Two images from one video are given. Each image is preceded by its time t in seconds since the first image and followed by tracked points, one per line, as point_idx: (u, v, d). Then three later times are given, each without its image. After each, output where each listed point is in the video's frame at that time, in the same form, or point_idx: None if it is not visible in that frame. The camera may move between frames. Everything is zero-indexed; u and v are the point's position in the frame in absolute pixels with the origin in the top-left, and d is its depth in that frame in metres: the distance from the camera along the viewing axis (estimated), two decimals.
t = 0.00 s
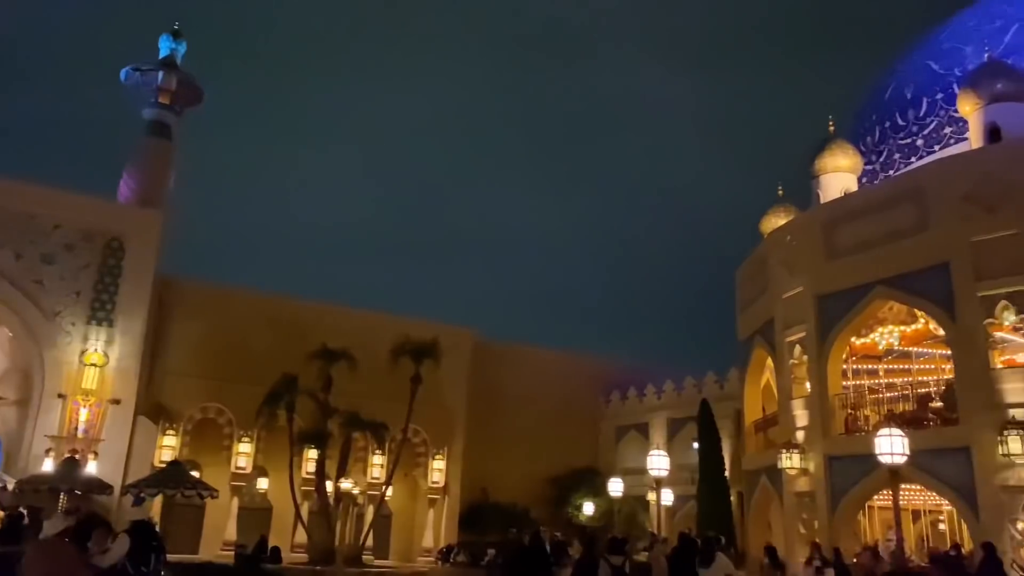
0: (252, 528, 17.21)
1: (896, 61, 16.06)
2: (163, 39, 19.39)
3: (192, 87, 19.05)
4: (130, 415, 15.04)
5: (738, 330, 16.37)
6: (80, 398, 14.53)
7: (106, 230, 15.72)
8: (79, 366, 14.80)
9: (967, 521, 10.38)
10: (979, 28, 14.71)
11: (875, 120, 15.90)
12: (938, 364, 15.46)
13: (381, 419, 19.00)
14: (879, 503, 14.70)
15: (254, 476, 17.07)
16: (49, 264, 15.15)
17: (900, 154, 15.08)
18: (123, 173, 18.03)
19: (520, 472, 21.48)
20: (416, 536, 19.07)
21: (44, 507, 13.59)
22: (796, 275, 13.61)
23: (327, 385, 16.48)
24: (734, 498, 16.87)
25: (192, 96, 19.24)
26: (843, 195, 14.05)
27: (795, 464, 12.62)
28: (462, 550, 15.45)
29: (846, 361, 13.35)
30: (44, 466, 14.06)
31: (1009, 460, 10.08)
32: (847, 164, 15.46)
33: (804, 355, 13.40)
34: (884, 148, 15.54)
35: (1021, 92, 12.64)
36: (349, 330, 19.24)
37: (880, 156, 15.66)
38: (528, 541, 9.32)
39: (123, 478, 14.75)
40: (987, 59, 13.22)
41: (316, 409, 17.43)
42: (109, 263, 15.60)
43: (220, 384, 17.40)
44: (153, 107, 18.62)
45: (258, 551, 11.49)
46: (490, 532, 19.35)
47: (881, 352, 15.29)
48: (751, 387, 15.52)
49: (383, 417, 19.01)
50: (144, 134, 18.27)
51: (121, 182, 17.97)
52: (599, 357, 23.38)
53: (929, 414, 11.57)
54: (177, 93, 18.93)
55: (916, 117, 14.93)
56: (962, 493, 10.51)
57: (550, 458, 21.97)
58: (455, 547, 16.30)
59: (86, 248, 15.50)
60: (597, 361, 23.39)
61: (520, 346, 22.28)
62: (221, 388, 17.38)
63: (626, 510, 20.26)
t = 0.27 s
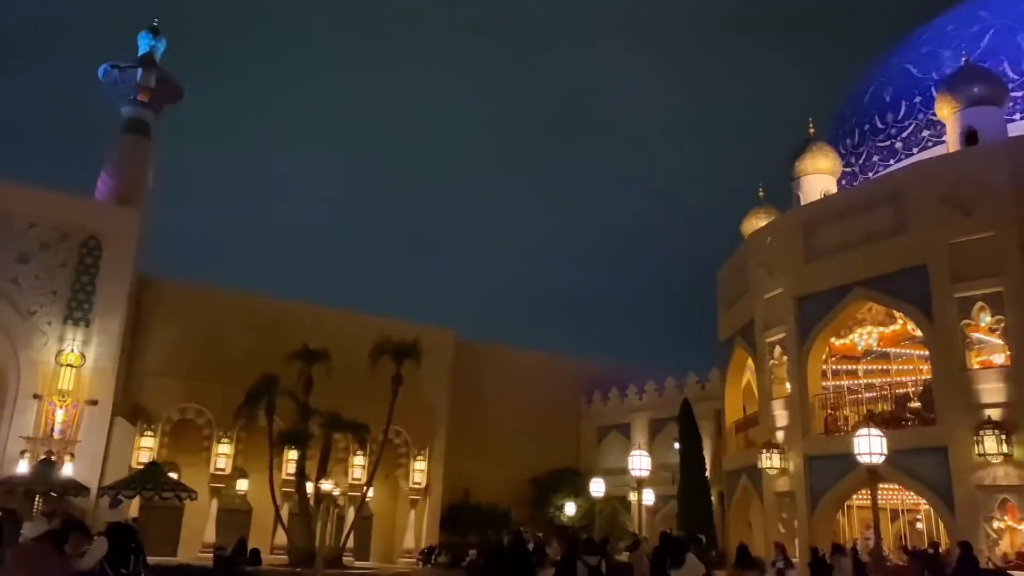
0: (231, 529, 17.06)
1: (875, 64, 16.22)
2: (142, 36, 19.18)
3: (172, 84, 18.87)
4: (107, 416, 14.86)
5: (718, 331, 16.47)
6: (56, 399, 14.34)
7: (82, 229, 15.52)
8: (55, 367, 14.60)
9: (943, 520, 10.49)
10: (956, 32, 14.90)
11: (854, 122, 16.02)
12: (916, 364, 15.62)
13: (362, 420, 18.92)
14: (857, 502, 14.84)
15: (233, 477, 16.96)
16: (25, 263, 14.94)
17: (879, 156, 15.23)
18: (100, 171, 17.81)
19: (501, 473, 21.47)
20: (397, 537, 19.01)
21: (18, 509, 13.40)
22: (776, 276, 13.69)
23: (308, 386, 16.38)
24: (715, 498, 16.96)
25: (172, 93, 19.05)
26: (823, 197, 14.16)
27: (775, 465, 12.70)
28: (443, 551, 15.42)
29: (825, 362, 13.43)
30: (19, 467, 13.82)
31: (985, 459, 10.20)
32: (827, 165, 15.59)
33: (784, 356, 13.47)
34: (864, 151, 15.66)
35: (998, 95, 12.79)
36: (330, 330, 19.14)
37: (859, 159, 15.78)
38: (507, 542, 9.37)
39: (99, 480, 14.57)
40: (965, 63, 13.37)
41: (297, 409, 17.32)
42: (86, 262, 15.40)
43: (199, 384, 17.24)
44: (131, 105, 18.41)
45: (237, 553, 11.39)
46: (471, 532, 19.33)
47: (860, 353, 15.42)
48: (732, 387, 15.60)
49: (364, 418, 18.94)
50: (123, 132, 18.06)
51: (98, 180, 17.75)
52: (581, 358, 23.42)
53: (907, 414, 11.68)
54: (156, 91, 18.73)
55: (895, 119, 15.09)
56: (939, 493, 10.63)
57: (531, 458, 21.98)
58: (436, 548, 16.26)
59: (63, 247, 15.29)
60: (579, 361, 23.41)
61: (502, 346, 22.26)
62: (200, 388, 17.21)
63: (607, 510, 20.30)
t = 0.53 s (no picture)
0: (220, 531, 16.99)
1: (863, 66, 16.33)
2: (130, 36, 19.09)
3: (160, 85, 18.79)
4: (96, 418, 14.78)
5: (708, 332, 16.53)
6: (44, 401, 14.26)
7: (70, 230, 15.43)
8: (43, 368, 14.52)
9: (931, 519, 10.56)
10: (943, 35, 15.03)
11: (842, 124, 16.11)
12: (904, 364, 15.73)
13: (352, 421, 18.88)
14: (846, 501, 14.92)
15: (223, 479, 16.93)
16: (12, 264, 14.85)
17: (867, 157, 15.31)
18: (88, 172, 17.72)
19: (492, 474, 21.47)
20: (388, 538, 18.98)
21: (5, 512, 13.31)
22: (765, 277, 13.76)
23: (298, 387, 16.34)
24: (705, 498, 17.02)
25: (160, 94, 18.98)
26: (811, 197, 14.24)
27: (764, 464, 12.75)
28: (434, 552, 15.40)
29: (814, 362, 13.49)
30: (6, 470, 13.76)
31: (973, 458, 10.27)
32: (815, 166, 15.69)
33: (773, 356, 13.50)
34: (851, 152, 15.74)
35: (984, 97, 12.89)
36: (320, 331, 19.10)
37: (847, 160, 15.85)
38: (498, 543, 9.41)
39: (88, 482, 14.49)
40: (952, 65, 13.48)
41: (287, 411, 17.27)
42: (74, 263, 15.32)
43: (187, 386, 17.17)
44: (120, 106, 18.33)
45: (227, 554, 11.35)
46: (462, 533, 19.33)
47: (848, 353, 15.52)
48: (721, 387, 15.66)
49: (354, 419, 18.90)
50: (111, 132, 17.97)
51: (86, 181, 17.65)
52: (571, 359, 23.46)
53: (896, 413, 11.77)
54: (145, 92, 18.65)
55: (883, 121, 15.18)
56: (927, 492, 10.70)
57: (522, 459, 21.98)
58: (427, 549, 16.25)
59: (50, 248, 15.21)
60: (569, 362, 23.44)
61: (492, 347, 22.27)
62: (190, 390, 17.14)
63: (598, 510, 20.34)
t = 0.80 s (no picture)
0: (221, 534, 16.98)
1: (860, 66, 16.34)
2: (128, 39, 19.10)
3: (159, 87, 18.79)
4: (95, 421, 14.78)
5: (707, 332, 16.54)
6: (44, 404, 14.25)
7: (69, 233, 15.44)
8: (42, 372, 14.52)
9: (932, 518, 10.56)
10: (941, 34, 15.04)
11: (840, 124, 16.12)
12: (904, 363, 15.73)
13: (352, 423, 18.88)
14: (847, 501, 14.92)
15: (223, 481, 16.93)
16: (11, 268, 14.85)
17: (866, 157, 15.32)
18: (87, 175, 17.71)
19: (492, 475, 21.46)
20: (389, 540, 18.97)
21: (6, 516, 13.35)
22: (764, 277, 13.76)
23: (297, 389, 16.33)
24: (705, 498, 17.02)
25: (159, 96, 18.98)
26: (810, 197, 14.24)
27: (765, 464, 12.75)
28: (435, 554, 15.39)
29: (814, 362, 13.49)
30: (6, 474, 13.77)
31: (973, 457, 10.28)
32: (815, 166, 15.69)
33: (772, 356, 13.51)
34: (850, 152, 15.73)
35: (982, 96, 12.90)
36: (320, 333, 19.10)
37: (846, 160, 15.85)
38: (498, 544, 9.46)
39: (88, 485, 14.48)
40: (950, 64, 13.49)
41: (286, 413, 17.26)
42: (73, 266, 15.32)
43: (187, 388, 17.16)
44: (118, 109, 18.33)
45: (226, 557, 11.35)
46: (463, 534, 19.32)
47: (848, 352, 15.53)
48: (721, 387, 15.64)
49: (354, 421, 18.89)
50: (109, 135, 17.97)
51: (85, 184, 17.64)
52: (571, 360, 23.45)
53: (895, 412, 11.77)
54: (143, 94, 18.65)
55: (881, 120, 15.19)
56: (928, 491, 10.69)
57: (522, 461, 21.97)
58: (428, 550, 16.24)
59: (49, 251, 15.21)
60: (568, 363, 23.43)
61: (491, 348, 22.27)
62: (189, 393, 17.14)
63: (598, 511, 20.38)
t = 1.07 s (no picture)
0: (233, 536, 17.05)
1: (868, 63, 16.29)
2: (137, 45, 19.21)
3: (168, 92, 18.90)
4: (108, 425, 14.87)
5: (716, 331, 16.52)
6: (57, 408, 14.35)
7: (80, 238, 15.54)
8: (55, 376, 14.62)
9: (945, 516, 10.51)
10: (949, 30, 14.97)
11: (848, 121, 16.06)
12: (915, 361, 15.66)
13: (362, 424, 18.92)
14: (859, 499, 14.87)
15: (235, 484, 16.99)
16: (23, 273, 14.95)
17: (875, 154, 15.26)
18: (97, 180, 17.83)
19: (502, 476, 21.47)
20: (400, 541, 19.00)
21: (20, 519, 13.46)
22: (773, 275, 13.73)
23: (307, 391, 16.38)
24: (716, 498, 16.99)
25: (168, 101, 19.08)
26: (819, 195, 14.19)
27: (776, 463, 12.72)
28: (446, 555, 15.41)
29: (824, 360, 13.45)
30: (20, 478, 13.87)
31: (985, 455, 10.24)
32: (823, 164, 15.63)
33: (783, 355, 13.51)
34: (859, 149, 15.67)
35: (992, 92, 12.84)
36: (329, 336, 19.16)
37: (855, 157, 15.79)
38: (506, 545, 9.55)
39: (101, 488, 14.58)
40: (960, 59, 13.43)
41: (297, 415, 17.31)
42: (85, 271, 15.42)
43: (198, 392, 17.25)
44: (128, 114, 18.44)
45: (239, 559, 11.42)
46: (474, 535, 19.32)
47: (859, 350, 15.47)
48: (731, 387, 15.60)
49: (364, 423, 18.93)
50: (119, 140, 18.08)
51: (95, 189, 17.75)
52: (580, 360, 23.44)
53: (907, 410, 11.73)
54: (152, 99, 18.76)
55: (890, 117, 15.13)
56: (940, 489, 10.65)
57: (532, 461, 21.98)
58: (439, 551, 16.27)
59: (61, 256, 15.31)
60: (578, 363, 23.42)
61: (500, 349, 22.28)
62: (200, 396, 17.22)
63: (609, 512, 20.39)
